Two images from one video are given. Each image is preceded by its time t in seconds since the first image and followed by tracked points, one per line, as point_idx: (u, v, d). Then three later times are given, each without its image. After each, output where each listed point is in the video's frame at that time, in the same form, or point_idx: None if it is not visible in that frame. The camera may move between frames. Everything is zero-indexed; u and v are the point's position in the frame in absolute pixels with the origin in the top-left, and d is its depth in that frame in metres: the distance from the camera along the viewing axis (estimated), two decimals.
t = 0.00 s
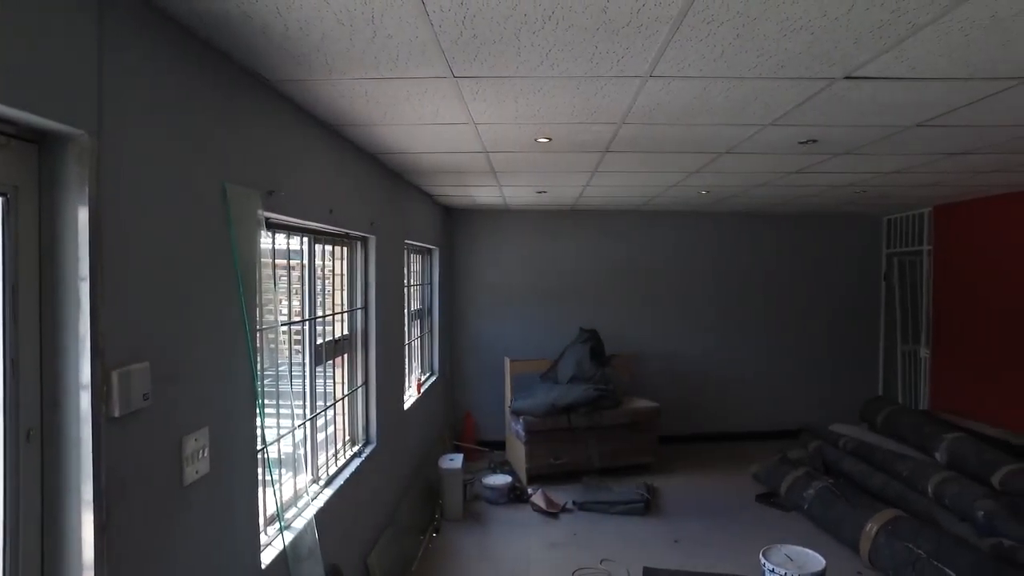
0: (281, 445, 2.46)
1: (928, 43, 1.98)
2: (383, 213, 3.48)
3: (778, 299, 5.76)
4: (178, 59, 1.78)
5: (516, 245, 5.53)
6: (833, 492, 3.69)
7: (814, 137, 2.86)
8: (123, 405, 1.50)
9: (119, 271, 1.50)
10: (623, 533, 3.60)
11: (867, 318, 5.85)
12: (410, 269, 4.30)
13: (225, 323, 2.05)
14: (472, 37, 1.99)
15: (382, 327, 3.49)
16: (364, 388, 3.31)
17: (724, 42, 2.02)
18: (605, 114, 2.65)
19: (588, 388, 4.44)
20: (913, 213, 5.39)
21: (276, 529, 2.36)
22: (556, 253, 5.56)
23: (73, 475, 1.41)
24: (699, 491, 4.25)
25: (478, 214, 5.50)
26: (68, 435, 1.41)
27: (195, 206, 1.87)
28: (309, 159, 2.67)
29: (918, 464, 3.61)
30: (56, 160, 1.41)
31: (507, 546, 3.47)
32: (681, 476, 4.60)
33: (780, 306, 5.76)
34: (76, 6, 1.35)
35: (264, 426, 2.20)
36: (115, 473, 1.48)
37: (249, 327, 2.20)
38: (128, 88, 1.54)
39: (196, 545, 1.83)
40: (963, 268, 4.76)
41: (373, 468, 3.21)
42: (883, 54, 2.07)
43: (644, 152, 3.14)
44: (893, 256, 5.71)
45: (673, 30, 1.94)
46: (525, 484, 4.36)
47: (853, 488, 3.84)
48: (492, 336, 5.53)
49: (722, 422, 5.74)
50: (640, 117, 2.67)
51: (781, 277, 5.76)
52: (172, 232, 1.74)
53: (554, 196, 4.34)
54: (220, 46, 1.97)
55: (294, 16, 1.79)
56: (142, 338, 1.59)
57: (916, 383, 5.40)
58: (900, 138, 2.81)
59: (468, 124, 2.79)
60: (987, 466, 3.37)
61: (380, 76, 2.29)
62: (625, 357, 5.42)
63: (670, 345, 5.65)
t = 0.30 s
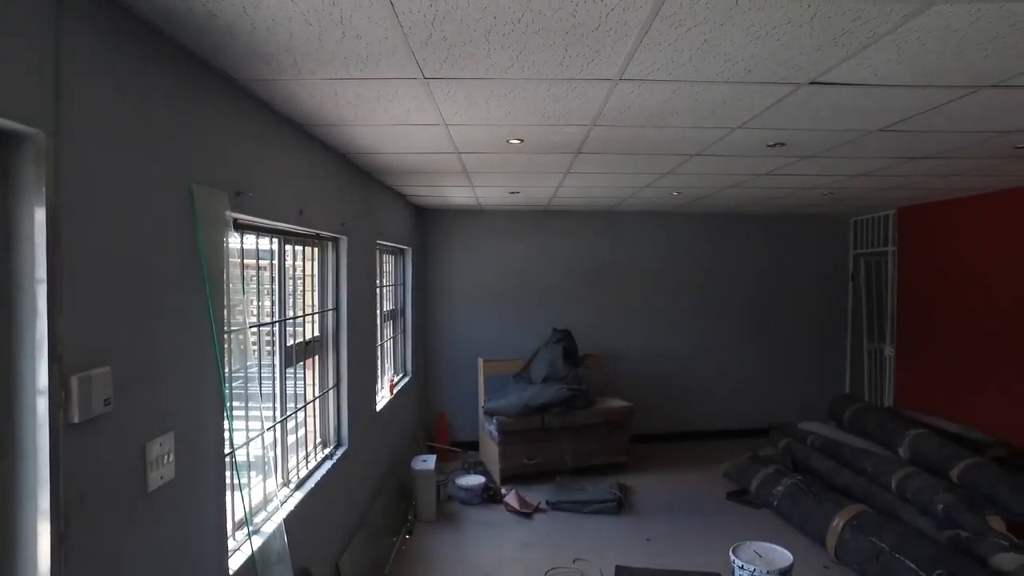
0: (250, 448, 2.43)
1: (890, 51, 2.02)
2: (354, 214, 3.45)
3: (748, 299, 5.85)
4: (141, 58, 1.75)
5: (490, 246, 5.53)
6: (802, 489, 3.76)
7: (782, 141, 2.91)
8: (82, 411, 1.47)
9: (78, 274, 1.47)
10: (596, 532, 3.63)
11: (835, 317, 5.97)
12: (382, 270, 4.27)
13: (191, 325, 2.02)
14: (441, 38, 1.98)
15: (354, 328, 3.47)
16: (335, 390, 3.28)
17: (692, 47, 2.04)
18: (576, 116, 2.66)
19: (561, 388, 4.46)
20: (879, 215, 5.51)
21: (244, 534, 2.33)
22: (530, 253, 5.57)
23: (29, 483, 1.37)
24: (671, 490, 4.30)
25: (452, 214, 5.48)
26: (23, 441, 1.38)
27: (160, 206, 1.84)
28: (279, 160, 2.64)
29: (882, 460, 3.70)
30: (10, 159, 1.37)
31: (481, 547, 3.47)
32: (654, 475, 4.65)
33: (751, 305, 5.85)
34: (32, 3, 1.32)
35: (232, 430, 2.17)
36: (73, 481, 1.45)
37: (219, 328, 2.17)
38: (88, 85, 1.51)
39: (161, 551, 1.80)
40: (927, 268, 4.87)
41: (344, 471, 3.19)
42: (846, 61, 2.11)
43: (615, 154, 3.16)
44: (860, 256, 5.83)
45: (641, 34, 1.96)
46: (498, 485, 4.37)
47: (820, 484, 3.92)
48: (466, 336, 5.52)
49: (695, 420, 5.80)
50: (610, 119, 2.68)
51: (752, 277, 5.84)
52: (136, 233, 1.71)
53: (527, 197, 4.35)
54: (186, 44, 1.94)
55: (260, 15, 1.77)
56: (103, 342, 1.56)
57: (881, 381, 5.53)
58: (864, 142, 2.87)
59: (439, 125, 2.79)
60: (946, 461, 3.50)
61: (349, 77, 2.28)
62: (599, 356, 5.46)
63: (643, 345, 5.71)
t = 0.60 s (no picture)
0: (216, 453, 2.38)
1: (852, 56, 2.06)
2: (322, 214, 3.41)
3: (718, 298, 5.93)
4: (99, 53, 1.70)
5: (462, 245, 5.51)
6: (769, 485, 3.82)
7: (748, 143, 2.95)
8: (34, 418, 1.42)
9: (29, 276, 1.42)
10: (567, 531, 3.65)
11: (802, 316, 6.07)
12: (352, 270, 4.23)
13: (152, 327, 1.96)
14: (408, 38, 1.96)
15: (322, 329, 3.43)
16: (304, 392, 3.24)
17: (659, 50, 2.05)
18: (546, 117, 2.66)
19: (532, 388, 4.47)
20: (844, 216, 5.62)
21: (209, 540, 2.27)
22: (503, 253, 5.57)
23: None
24: (642, 488, 4.34)
25: (423, 214, 5.45)
26: None
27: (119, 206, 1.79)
28: (244, 159, 2.59)
29: (847, 456, 3.78)
30: None
31: (452, 549, 3.46)
32: (624, 474, 4.69)
33: (721, 304, 5.93)
34: None
35: (196, 434, 2.11)
36: (24, 489, 1.40)
37: (182, 330, 2.12)
38: (40, 80, 1.46)
39: (120, 560, 1.75)
40: (890, 268, 4.97)
41: (313, 473, 3.15)
42: (809, 65, 2.14)
43: (585, 155, 3.17)
44: (826, 257, 5.94)
45: (609, 37, 1.96)
46: (469, 485, 4.36)
47: (787, 480, 3.98)
48: (438, 336, 5.49)
49: (666, 418, 5.87)
50: (579, 120, 2.69)
51: (722, 277, 5.93)
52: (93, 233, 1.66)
53: (497, 197, 4.34)
54: (146, 40, 1.89)
55: (223, 12, 1.73)
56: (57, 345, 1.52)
57: (846, 378, 5.65)
58: (827, 145, 2.92)
59: (408, 124, 2.76)
60: (906, 456, 3.59)
61: (315, 76, 2.24)
62: (571, 356, 5.48)
63: (615, 344, 5.75)
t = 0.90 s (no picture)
0: (187, 457, 2.33)
1: (823, 61, 2.08)
2: (297, 214, 3.38)
3: (695, 298, 5.98)
4: (63, 49, 1.65)
5: (439, 245, 5.49)
6: (744, 483, 3.86)
7: (722, 145, 2.97)
8: None
9: None
10: (544, 531, 3.66)
11: (777, 315, 6.15)
12: (327, 270, 4.19)
13: (120, 330, 1.92)
14: (382, 38, 1.94)
15: (297, 330, 3.39)
16: (278, 394, 3.20)
17: (633, 52, 2.05)
18: (521, 118, 2.66)
19: (509, 388, 4.48)
20: (817, 217, 5.70)
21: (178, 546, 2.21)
22: (481, 253, 5.56)
23: None
24: (619, 487, 4.37)
25: (401, 213, 5.42)
26: None
27: (85, 205, 1.74)
28: (216, 158, 2.55)
29: (820, 454, 3.83)
30: None
31: (428, 550, 3.45)
32: (602, 473, 4.71)
33: (698, 304, 5.99)
34: None
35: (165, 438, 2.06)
36: None
37: (150, 331, 2.07)
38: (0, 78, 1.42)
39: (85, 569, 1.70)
40: (863, 268, 5.04)
41: (288, 476, 3.11)
42: (781, 69, 2.16)
43: (561, 155, 3.17)
44: (800, 257, 6.03)
45: (583, 39, 1.96)
46: (446, 486, 4.35)
47: (762, 478, 4.03)
48: (415, 337, 5.47)
49: (644, 417, 5.91)
50: (555, 121, 2.69)
51: (698, 276, 5.98)
52: (57, 233, 1.62)
53: (474, 197, 4.33)
54: (113, 37, 1.85)
55: (191, 10, 1.69)
56: (18, 351, 1.47)
57: (819, 376, 5.73)
58: (799, 148, 2.96)
59: (382, 124, 2.74)
60: (877, 454, 3.66)
61: (286, 75, 2.21)
62: (549, 356, 5.50)
63: (592, 344, 5.77)
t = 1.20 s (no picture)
0: (159, 461, 2.29)
1: (796, 65, 2.10)
2: (272, 214, 3.33)
3: (673, 297, 6.03)
4: (27, 47, 1.60)
5: (418, 245, 5.46)
6: (720, 482, 3.90)
7: (698, 147, 2.99)
8: None
9: None
10: (522, 532, 3.66)
11: (753, 314, 6.22)
12: (304, 271, 4.15)
13: (87, 333, 1.87)
14: (357, 39, 1.93)
15: (272, 332, 3.34)
16: (253, 396, 3.15)
17: (608, 54, 2.05)
18: (499, 119, 2.65)
19: (487, 388, 4.47)
20: (792, 218, 5.78)
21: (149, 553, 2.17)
22: (460, 253, 5.55)
23: None
24: (597, 487, 4.39)
25: (378, 213, 5.39)
26: None
27: (49, 206, 1.69)
28: (188, 158, 2.50)
29: (794, 452, 3.89)
30: None
31: (406, 552, 3.43)
32: (580, 472, 4.73)
33: (675, 303, 6.04)
34: None
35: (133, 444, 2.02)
36: None
37: (120, 334, 2.02)
38: None
39: None
40: (838, 268, 5.11)
41: (263, 479, 3.07)
42: (756, 73, 2.18)
43: (538, 156, 3.16)
44: (775, 257, 6.10)
45: (560, 41, 1.96)
46: (424, 488, 4.34)
47: (738, 477, 4.07)
48: (393, 337, 5.44)
49: (622, 416, 5.94)
50: (531, 123, 2.69)
51: (676, 276, 6.03)
52: (19, 235, 1.57)
53: (452, 198, 4.31)
54: (80, 35, 1.80)
55: (159, 7, 1.65)
56: None
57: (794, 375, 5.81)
58: (774, 150, 2.99)
59: (358, 125, 2.72)
60: (849, 452, 3.72)
61: (259, 74, 2.18)
62: (528, 355, 5.50)
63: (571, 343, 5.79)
